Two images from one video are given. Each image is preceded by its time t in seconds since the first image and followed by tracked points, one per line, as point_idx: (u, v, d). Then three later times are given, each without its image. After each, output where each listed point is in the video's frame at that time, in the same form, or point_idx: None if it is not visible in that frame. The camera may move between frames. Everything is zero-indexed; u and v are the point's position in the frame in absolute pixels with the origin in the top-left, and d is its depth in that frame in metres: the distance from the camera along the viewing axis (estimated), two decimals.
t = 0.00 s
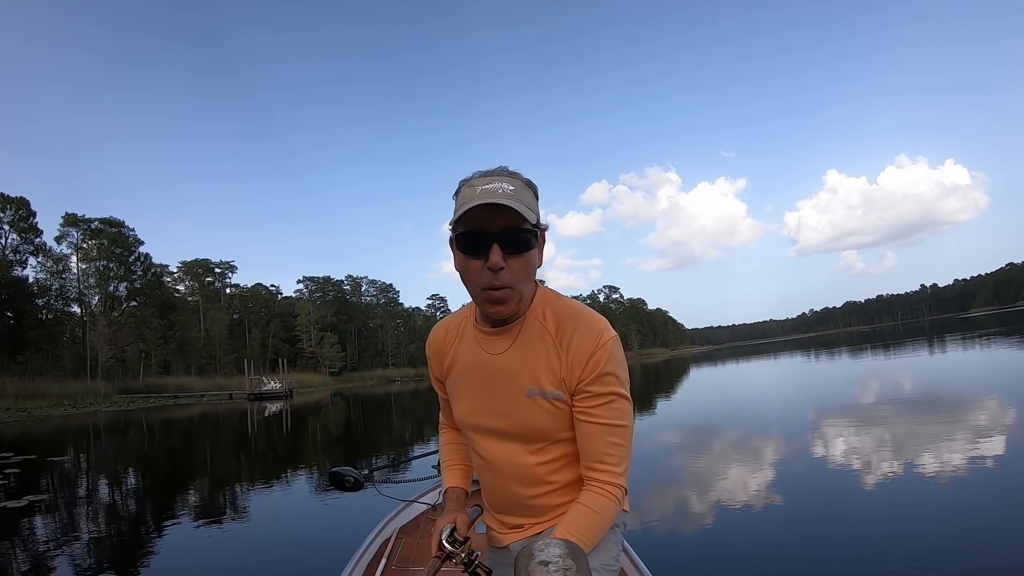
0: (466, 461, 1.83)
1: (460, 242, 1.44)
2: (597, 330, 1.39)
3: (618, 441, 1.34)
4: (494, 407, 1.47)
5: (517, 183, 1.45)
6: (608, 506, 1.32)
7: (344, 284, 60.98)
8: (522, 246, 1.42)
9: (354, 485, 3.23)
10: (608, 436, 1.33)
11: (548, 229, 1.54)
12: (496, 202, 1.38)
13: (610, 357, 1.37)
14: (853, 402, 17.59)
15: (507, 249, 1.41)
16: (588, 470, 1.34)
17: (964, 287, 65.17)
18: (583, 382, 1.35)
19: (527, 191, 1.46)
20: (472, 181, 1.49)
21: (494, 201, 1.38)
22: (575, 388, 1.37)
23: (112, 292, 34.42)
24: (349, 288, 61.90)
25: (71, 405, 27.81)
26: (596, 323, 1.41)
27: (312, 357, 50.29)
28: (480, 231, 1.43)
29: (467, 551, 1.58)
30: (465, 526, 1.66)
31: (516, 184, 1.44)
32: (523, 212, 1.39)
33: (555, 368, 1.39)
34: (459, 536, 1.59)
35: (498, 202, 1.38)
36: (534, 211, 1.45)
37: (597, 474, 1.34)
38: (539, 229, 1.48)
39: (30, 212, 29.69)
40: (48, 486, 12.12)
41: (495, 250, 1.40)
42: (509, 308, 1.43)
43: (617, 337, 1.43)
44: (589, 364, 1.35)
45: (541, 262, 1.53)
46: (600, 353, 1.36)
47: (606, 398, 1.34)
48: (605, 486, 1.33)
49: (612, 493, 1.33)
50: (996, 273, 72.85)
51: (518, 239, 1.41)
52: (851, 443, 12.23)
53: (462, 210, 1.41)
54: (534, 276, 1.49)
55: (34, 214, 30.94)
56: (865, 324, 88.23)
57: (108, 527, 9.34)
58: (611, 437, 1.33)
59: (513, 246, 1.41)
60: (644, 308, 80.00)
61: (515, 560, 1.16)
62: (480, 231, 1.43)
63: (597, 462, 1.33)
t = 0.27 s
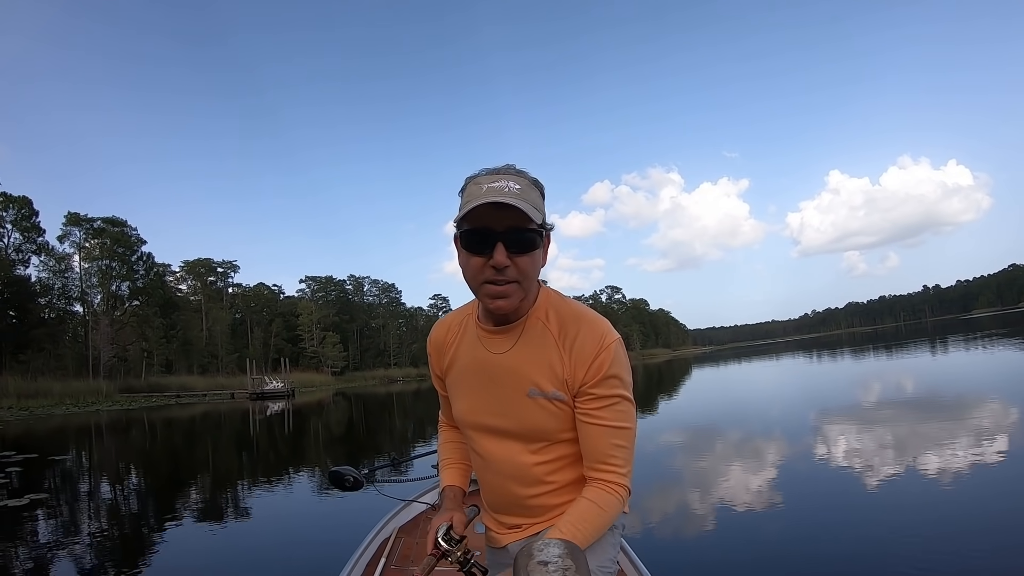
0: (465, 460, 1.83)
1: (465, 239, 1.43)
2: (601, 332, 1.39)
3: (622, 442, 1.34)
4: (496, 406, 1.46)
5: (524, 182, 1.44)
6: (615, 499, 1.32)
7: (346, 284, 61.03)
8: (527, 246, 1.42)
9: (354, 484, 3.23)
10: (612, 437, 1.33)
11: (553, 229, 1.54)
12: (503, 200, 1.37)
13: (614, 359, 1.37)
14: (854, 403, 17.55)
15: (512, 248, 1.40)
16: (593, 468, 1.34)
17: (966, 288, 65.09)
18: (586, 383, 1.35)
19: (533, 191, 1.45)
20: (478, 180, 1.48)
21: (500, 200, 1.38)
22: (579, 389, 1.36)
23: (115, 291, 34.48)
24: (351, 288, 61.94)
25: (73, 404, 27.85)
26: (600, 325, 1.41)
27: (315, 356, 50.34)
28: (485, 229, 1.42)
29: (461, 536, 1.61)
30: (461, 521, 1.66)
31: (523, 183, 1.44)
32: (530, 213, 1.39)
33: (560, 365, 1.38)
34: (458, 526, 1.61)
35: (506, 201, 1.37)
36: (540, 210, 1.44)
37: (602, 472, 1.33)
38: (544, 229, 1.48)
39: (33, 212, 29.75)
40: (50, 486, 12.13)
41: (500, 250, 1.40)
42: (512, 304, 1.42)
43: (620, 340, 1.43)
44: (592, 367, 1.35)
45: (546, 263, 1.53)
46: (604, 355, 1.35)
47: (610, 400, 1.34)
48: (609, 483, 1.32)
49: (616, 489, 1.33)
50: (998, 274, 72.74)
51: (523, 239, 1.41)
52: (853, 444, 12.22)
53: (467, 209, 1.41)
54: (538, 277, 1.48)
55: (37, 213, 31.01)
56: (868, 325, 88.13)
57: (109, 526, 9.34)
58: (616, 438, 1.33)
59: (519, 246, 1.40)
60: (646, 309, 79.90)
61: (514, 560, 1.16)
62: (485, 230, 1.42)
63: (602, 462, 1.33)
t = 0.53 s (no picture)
0: (459, 455, 1.83)
1: (468, 240, 1.43)
2: (599, 329, 1.40)
3: (624, 436, 1.34)
4: (495, 404, 1.46)
5: (525, 182, 1.45)
6: (619, 482, 1.30)
7: (348, 284, 61.09)
8: (530, 245, 1.42)
9: (352, 483, 3.23)
10: (612, 428, 1.33)
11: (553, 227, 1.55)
12: (509, 200, 1.38)
13: (613, 355, 1.38)
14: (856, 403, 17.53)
15: (517, 246, 1.40)
16: (593, 457, 1.34)
17: (969, 288, 65.01)
18: (586, 379, 1.35)
19: (534, 190, 1.45)
20: (479, 180, 1.47)
21: (507, 199, 1.38)
22: (578, 384, 1.37)
23: (117, 291, 34.53)
24: (353, 288, 61.99)
25: (75, 404, 27.89)
26: (599, 323, 1.42)
27: (317, 356, 50.38)
28: (490, 229, 1.42)
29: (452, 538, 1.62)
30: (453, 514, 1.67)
31: (524, 183, 1.44)
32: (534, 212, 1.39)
33: (560, 361, 1.38)
34: (447, 520, 1.61)
35: (511, 201, 1.37)
36: (541, 209, 1.45)
37: (603, 459, 1.33)
38: (546, 229, 1.49)
39: (35, 212, 29.83)
40: (52, 485, 12.16)
41: (506, 248, 1.40)
42: (515, 303, 1.43)
43: (619, 338, 1.44)
44: (591, 363, 1.35)
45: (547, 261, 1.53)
46: (604, 351, 1.36)
47: (609, 395, 1.34)
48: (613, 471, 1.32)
49: (620, 473, 1.32)
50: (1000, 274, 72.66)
51: (526, 238, 1.41)
52: (855, 444, 12.20)
53: (470, 210, 1.40)
54: (540, 275, 1.48)
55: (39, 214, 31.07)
56: (870, 325, 88.03)
57: (111, 526, 9.35)
58: (616, 431, 1.33)
59: (523, 244, 1.41)
60: (648, 309, 79.84)
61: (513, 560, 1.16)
62: (490, 229, 1.42)
63: (602, 451, 1.33)
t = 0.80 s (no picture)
0: (459, 452, 1.83)
1: (460, 245, 1.44)
2: (595, 326, 1.40)
3: (621, 426, 1.31)
4: (492, 404, 1.46)
5: (512, 184, 1.46)
6: (619, 466, 1.25)
7: (351, 285, 61.17)
8: (522, 246, 1.43)
9: (352, 483, 3.23)
10: (609, 418, 1.30)
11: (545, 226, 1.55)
12: (499, 203, 1.38)
13: (609, 351, 1.38)
14: (859, 402, 17.51)
15: (510, 249, 1.41)
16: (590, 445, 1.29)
17: (971, 286, 64.93)
18: (583, 373, 1.35)
19: (522, 191, 1.46)
20: (467, 186, 1.49)
21: (496, 202, 1.39)
22: (575, 378, 1.36)
23: (119, 292, 34.59)
24: (355, 288, 62.08)
25: (78, 405, 27.94)
26: (595, 320, 1.41)
27: (319, 357, 50.42)
28: (482, 233, 1.42)
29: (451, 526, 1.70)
30: (450, 507, 1.71)
31: (512, 185, 1.45)
32: (522, 213, 1.39)
33: (557, 357, 1.38)
34: (446, 510, 1.68)
35: (500, 204, 1.38)
36: (530, 209, 1.46)
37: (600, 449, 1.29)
38: (537, 228, 1.49)
39: (36, 214, 29.89)
40: (55, 486, 12.18)
41: (499, 251, 1.40)
42: (514, 304, 1.43)
43: (615, 333, 1.44)
44: (588, 357, 1.35)
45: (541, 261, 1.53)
46: (600, 346, 1.36)
47: (603, 388, 1.33)
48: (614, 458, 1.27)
49: (620, 456, 1.26)
50: (1002, 273, 72.54)
51: (518, 240, 1.42)
52: (858, 443, 12.16)
53: (461, 215, 1.41)
54: (534, 276, 1.49)
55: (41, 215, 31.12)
56: (872, 323, 87.94)
57: (115, 527, 9.36)
58: (613, 421, 1.30)
59: (515, 246, 1.41)
60: (650, 308, 79.73)
61: (513, 561, 1.15)
62: (482, 233, 1.43)
63: (599, 439, 1.28)
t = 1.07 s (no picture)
0: (464, 455, 1.82)
1: (452, 250, 1.44)
2: (596, 319, 1.41)
3: (622, 418, 1.31)
4: (493, 404, 1.46)
5: (497, 183, 1.46)
6: (621, 457, 1.24)
7: (352, 285, 61.22)
8: (514, 245, 1.43)
9: (353, 484, 3.23)
10: (610, 410, 1.30)
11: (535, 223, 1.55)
12: (487, 204, 1.38)
13: (610, 343, 1.38)
14: (861, 401, 17.48)
15: (502, 248, 1.41)
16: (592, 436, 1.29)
17: (973, 285, 64.81)
18: (584, 366, 1.35)
19: (508, 190, 1.46)
20: (454, 190, 1.49)
21: (484, 204, 1.39)
22: (578, 370, 1.36)
23: (121, 292, 34.66)
24: (357, 288, 62.13)
25: (80, 405, 27.99)
26: (594, 313, 1.42)
27: (321, 357, 50.46)
28: (472, 235, 1.42)
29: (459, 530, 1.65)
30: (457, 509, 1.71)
31: (497, 184, 1.46)
32: (510, 211, 1.39)
33: (558, 352, 1.38)
34: (453, 513, 1.65)
35: (488, 205, 1.38)
36: (518, 206, 1.46)
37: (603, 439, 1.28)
38: (527, 225, 1.49)
39: (38, 215, 29.95)
40: (58, 487, 12.22)
41: (492, 251, 1.40)
42: (511, 301, 1.43)
43: (615, 326, 1.44)
44: (590, 349, 1.36)
45: (534, 260, 1.54)
46: (601, 338, 1.37)
47: (603, 380, 1.33)
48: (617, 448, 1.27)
49: (620, 449, 1.25)
50: (1004, 271, 72.44)
51: (509, 239, 1.42)
52: (860, 442, 12.14)
53: (450, 220, 1.42)
54: (530, 272, 1.49)
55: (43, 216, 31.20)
56: (874, 322, 87.80)
57: (118, 528, 9.38)
58: (614, 413, 1.30)
59: (507, 245, 1.41)
60: (652, 307, 79.66)
61: (515, 562, 1.15)
62: (473, 236, 1.43)
63: (600, 428, 1.28)
